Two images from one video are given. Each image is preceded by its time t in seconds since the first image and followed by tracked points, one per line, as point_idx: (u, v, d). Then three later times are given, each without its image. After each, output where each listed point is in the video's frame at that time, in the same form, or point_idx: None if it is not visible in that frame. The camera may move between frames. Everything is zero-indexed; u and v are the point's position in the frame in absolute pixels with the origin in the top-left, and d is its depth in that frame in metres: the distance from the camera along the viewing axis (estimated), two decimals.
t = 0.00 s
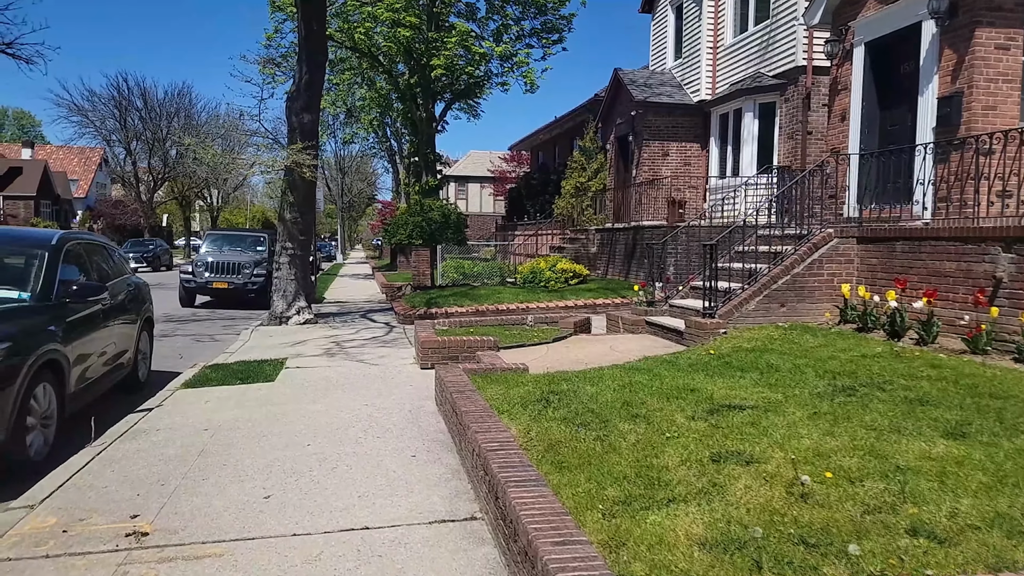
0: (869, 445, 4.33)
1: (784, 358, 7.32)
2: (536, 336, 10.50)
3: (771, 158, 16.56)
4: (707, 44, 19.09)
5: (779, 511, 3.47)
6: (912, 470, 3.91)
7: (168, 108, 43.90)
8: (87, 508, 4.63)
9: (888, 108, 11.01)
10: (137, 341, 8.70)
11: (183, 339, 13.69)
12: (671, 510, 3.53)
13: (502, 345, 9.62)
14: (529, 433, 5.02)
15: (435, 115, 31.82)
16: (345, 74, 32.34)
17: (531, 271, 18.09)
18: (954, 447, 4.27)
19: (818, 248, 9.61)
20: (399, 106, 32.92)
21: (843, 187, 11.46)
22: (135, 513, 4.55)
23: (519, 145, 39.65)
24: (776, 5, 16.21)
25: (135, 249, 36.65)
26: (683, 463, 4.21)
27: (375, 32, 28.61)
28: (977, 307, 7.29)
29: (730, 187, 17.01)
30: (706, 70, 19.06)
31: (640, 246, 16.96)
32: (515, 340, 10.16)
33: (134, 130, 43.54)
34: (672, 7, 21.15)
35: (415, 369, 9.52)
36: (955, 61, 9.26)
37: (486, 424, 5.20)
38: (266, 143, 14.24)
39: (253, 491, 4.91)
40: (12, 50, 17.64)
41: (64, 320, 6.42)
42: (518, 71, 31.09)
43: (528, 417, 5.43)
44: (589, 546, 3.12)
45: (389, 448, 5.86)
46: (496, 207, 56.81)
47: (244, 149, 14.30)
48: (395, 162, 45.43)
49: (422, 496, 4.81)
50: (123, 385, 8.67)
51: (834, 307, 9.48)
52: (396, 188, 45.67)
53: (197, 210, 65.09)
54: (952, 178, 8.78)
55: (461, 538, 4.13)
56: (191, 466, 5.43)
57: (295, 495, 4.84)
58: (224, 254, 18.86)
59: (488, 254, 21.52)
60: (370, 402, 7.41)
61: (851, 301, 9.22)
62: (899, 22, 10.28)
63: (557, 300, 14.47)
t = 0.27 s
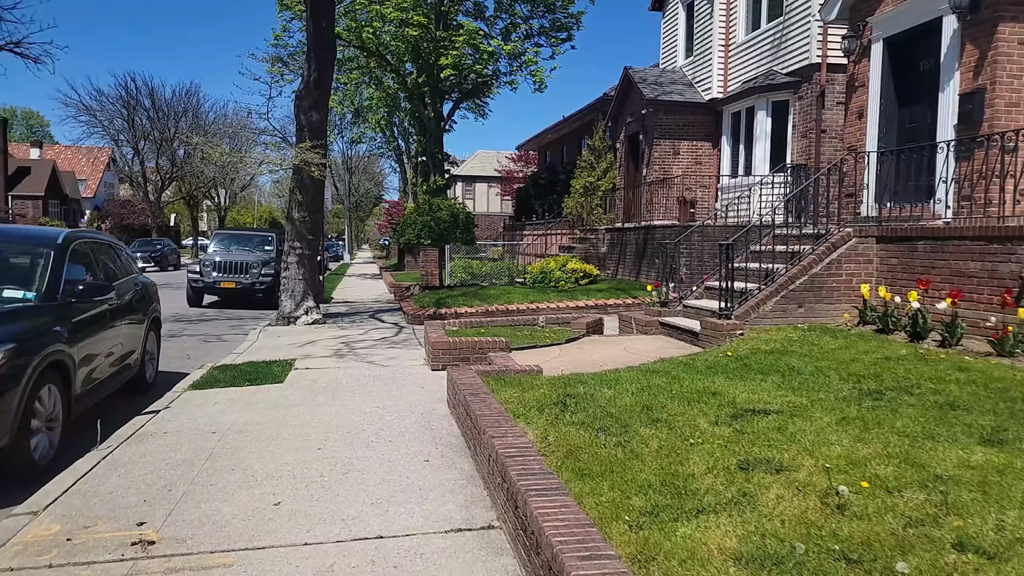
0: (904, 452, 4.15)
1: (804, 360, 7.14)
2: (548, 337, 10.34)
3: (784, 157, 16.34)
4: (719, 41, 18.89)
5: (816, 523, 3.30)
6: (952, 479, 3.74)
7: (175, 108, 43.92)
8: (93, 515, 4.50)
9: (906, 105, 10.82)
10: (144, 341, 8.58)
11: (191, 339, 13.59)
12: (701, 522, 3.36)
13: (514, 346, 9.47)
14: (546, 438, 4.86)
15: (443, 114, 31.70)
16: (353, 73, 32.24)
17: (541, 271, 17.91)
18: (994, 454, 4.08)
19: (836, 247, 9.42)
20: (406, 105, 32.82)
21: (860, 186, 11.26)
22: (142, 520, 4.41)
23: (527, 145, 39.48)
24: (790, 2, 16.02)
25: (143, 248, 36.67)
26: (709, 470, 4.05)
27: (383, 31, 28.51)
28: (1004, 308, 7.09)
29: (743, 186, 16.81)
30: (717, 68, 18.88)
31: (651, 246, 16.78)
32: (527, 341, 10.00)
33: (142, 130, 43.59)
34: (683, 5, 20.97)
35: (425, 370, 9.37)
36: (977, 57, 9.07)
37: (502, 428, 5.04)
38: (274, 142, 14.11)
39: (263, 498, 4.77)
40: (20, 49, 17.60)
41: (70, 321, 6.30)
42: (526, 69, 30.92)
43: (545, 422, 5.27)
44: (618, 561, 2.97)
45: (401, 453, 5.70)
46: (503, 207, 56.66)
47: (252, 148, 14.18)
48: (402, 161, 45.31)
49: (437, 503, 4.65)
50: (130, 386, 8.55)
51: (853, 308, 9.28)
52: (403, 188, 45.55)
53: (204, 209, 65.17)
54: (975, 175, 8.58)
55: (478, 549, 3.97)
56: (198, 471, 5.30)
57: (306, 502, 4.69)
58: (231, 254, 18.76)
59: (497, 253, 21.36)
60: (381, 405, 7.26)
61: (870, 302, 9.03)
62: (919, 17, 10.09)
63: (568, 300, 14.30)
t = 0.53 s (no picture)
0: (940, 464, 3.97)
1: (825, 364, 6.94)
2: (558, 339, 10.18)
3: (796, 157, 16.15)
4: (729, 40, 18.69)
5: (855, 542, 3.13)
6: (994, 493, 3.55)
7: (181, 108, 43.89)
8: (95, 526, 4.36)
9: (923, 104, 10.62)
10: (149, 343, 8.44)
11: (196, 340, 13.47)
12: (732, 540, 3.19)
13: (524, 349, 9.30)
14: (563, 447, 4.69)
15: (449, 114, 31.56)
16: (359, 73, 32.12)
17: (549, 272, 17.75)
18: None
19: (854, 248, 9.23)
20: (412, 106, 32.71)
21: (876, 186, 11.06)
22: (145, 532, 4.26)
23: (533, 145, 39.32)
24: None
25: (148, 249, 36.64)
26: (736, 482, 3.87)
27: (389, 31, 28.39)
28: None
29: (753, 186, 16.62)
30: (727, 67, 18.68)
31: (660, 247, 16.60)
32: (537, 343, 9.84)
33: (147, 130, 43.56)
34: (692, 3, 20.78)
35: (434, 373, 9.22)
36: (998, 54, 8.88)
37: (516, 434, 4.88)
38: (280, 141, 13.97)
39: (270, 507, 4.62)
40: (26, 49, 17.53)
41: (73, 323, 6.16)
42: (533, 69, 30.74)
43: (559, 428, 5.10)
44: None
45: (412, 460, 5.54)
46: (509, 207, 56.51)
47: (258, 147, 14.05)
48: (408, 161, 45.20)
49: (451, 514, 4.49)
50: (135, 389, 8.42)
51: (871, 310, 9.10)
52: (409, 188, 45.44)
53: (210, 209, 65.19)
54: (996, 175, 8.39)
55: (494, 564, 3.81)
56: (205, 479, 5.15)
57: (315, 512, 4.53)
58: (237, 254, 18.65)
59: (504, 254, 21.20)
60: (390, 409, 7.10)
61: (889, 304, 8.84)
62: (936, 14, 9.90)
63: (577, 302, 14.14)
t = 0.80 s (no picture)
0: (977, 473, 3.79)
1: (843, 367, 6.76)
2: (567, 340, 10.01)
3: (805, 156, 15.96)
4: (737, 37, 18.51)
5: (894, 558, 2.96)
6: None
7: (185, 108, 43.83)
8: (95, 535, 4.21)
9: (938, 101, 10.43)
10: (152, 345, 8.30)
11: (200, 341, 13.33)
12: (763, 556, 3.02)
13: (533, 350, 9.15)
14: (579, 454, 4.52)
15: (454, 114, 31.42)
16: (363, 73, 32.01)
17: (556, 272, 17.58)
18: None
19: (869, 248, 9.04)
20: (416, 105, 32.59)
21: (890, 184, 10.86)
22: (146, 542, 4.11)
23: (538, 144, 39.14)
24: None
25: (152, 249, 36.60)
26: (763, 493, 3.70)
27: (393, 30, 28.25)
28: None
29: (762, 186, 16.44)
30: (735, 65, 18.50)
31: (668, 247, 16.43)
32: (546, 345, 9.68)
33: (151, 130, 43.51)
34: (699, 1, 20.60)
35: (442, 375, 9.06)
36: (1016, 50, 8.69)
37: (530, 440, 4.72)
38: (284, 140, 13.83)
39: (275, 516, 4.46)
40: (29, 49, 17.45)
41: (74, 325, 6.01)
42: (538, 68, 30.56)
43: (574, 433, 4.94)
44: None
45: (421, 466, 5.38)
46: (513, 207, 56.35)
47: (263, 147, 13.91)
48: (412, 161, 45.07)
49: (463, 523, 4.33)
50: (137, 392, 8.28)
51: (887, 311, 8.92)
52: (413, 188, 45.30)
53: (214, 210, 65.15)
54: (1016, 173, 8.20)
55: None
56: (208, 486, 5.00)
57: (322, 521, 4.38)
58: (241, 254, 18.52)
59: (510, 254, 21.03)
60: (398, 413, 6.94)
61: (905, 305, 8.67)
62: (952, 10, 9.71)
63: (585, 302, 13.97)
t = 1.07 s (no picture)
0: (1015, 480, 3.62)
1: (863, 368, 6.58)
2: (576, 340, 9.85)
3: (814, 153, 15.77)
4: (744, 34, 18.31)
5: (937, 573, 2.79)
6: None
7: (188, 108, 43.76)
8: (93, 544, 4.05)
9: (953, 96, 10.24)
10: (154, 346, 8.15)
11: (203, 342, 13.18)
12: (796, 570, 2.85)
13: (541, 351, 8.98)
14: (593, 459, 4.35)
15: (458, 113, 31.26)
16: (367, 72, 31.86)
17: (562, 271, 17.39)
18: None
19: (885, 245, 8.85)
20: (420, 105, 32.46)
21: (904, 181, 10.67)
22: (147, 551, 3.95)
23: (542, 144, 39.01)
24: None
25: (156, 249, 36.48)
26: (791, 501, 3.54)
27: (397, 29, 28.10)
28: None
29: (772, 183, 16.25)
30: (743, 62, 18.31)
31: (676, 246, 16.24)
32: (554, 345, 9.50)
33: (155, 131, 43.42)
34: None
35: (449, 376, 8.89)
36: None
37: (543, 443, 4.55)
38: (288, 138, 13.68)
39: (280, 523, 4.29)
40: (31, 48, 17.31)
41: (73, 325, 5.85)
42: (542, 66, 30.38)
43: (588, 437, 4.76)
44: None
45: (430, 470, 5.22)
46: (516, 207, 56.19)
47: (266, 145, 13.77)
48: (415, 161, 44.94)
49: (474, 531, 4.15)
50: (139, 394, 8.13)
51: (903, 310, 8.74)
52: (417, 187, 45.16)
53: (218, 210, 65.09)
54: None
55: None
56: (210, 491, 4.84)
57: (328, 529, 4.21)
58: (245, 254, 18.38)
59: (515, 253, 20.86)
60: (405, 415, 6.78)
61: (923, 304, 8.49)
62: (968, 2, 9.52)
63: (592, 302, 13.80)
